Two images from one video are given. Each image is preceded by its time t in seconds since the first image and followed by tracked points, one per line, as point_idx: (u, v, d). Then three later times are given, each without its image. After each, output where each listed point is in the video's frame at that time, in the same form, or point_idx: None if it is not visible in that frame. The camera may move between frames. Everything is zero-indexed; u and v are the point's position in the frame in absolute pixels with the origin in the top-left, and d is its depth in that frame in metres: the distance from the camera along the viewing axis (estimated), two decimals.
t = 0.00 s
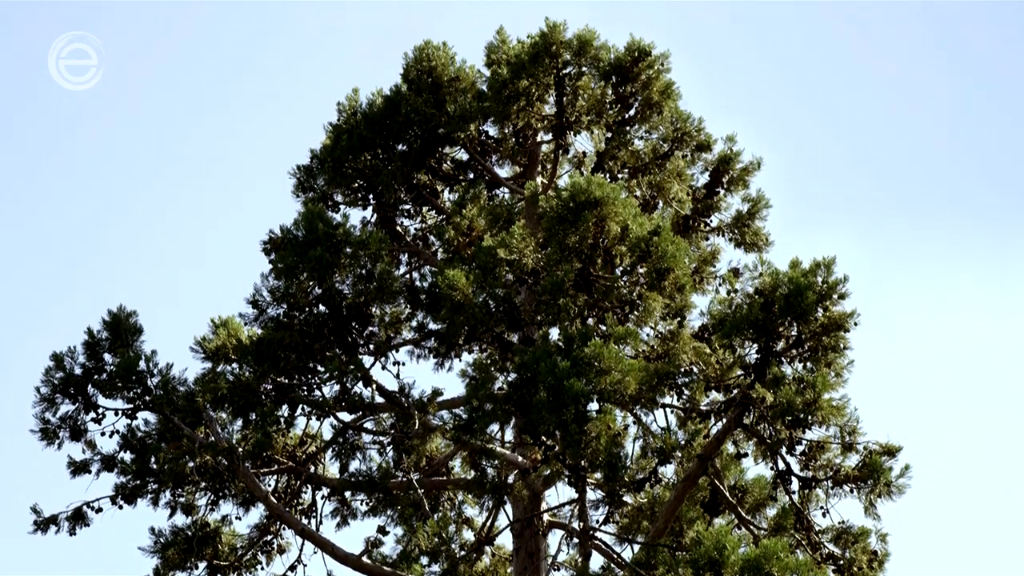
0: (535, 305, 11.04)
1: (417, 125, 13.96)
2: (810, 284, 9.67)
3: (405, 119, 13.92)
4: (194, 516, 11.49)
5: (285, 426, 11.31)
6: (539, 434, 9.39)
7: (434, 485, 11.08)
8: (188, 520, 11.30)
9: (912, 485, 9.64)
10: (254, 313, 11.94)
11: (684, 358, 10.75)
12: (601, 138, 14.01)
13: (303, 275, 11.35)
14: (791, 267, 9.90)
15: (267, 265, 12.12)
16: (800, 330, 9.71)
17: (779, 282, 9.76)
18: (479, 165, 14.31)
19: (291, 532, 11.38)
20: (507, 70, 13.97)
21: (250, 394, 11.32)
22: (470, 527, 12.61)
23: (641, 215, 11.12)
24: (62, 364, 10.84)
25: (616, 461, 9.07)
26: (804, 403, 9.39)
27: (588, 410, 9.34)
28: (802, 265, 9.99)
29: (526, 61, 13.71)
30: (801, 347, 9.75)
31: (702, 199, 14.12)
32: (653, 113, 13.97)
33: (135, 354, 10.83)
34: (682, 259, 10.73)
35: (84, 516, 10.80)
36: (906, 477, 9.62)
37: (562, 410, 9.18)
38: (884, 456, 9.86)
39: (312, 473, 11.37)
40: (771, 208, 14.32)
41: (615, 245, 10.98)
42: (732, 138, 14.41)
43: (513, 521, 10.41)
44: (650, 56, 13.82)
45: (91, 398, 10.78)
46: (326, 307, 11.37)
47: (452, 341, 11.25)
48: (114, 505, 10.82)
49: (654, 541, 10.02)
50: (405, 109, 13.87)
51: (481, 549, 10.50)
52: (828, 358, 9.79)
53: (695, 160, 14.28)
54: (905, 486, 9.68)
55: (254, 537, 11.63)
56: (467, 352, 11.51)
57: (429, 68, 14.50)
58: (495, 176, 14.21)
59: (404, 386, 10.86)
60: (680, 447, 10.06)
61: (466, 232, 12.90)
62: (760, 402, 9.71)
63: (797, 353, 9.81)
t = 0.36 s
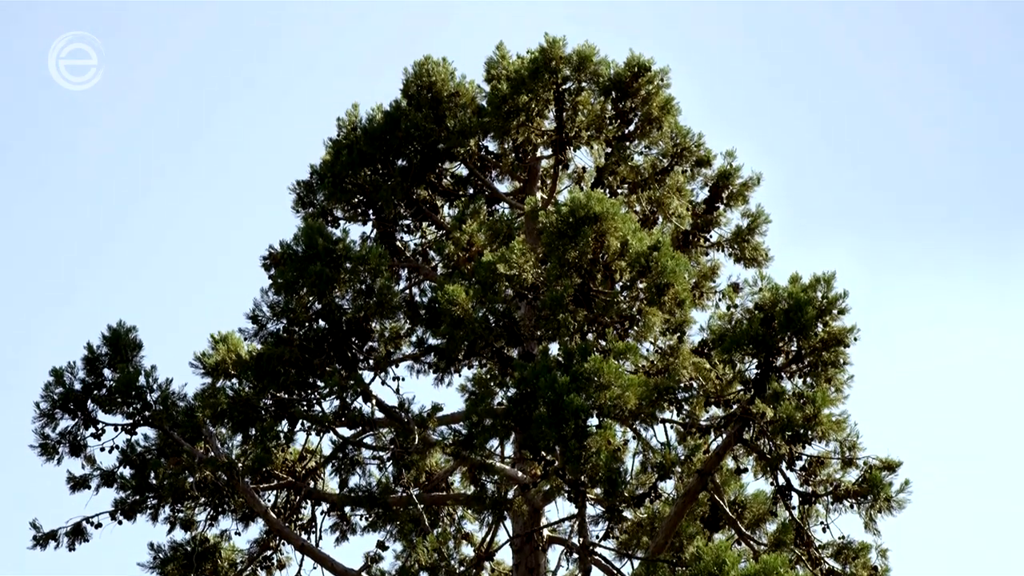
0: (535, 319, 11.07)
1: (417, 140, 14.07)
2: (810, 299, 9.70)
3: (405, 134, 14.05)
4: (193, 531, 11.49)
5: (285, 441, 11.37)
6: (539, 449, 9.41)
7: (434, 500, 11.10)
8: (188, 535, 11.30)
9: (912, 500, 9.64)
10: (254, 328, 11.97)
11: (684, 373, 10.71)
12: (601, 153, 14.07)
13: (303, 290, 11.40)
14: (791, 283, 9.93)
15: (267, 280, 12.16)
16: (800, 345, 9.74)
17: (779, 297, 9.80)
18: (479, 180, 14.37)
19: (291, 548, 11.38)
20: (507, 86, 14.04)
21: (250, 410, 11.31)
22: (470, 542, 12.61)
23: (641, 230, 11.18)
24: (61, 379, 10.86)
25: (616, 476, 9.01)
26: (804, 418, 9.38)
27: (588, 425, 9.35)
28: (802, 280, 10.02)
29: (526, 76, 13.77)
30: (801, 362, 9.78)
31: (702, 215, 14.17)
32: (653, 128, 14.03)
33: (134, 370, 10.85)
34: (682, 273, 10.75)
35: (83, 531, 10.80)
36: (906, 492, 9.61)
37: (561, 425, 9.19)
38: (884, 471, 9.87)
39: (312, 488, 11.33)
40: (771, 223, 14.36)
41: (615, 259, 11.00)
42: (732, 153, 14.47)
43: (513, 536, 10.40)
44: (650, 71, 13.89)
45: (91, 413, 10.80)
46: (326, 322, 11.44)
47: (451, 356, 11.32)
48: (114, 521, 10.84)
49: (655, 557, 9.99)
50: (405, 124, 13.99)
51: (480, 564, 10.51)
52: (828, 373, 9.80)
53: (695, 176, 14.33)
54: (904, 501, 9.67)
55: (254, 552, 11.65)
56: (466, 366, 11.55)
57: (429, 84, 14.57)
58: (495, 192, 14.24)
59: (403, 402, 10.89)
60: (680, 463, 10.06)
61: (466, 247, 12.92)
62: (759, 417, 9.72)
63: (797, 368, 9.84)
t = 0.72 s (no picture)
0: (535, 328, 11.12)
1: (417, 149, 14.07)
2: (809, 308, 9.72)
3: (404, 143, 14.05)
4: (193, 540, 11.51)
5: (284, 451, 11.34)
6: (539, 458, 9.42)
7: (434, 509, 11.13)
8: (187, 544, 11.31)
9: (912, 509, 9.64)
10: (253, 337, 11.99)
11: (684, 382, 10.65)
12: (601, 162, 14.11)
13: (303, 299, 11.39)
14: (791, 292, 9.95)
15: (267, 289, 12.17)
16: (800, 354, 9.75)
17: (779, 306, 9.81)
18: (479, 189, 14.42)
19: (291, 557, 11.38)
20: (507, 95, 14.09)
21: (249, 419, 11.34)
22: (470, 551, 12.62)
23: (641, 239, 11.16)
24: (61, 388, 10.87)
25: (615, 485, 9.08)
26: (804, 427, 9.42)
27: (587, 434, 9.36)
28: (802, 289, 10.04)
29: (526, 85, 13.82)
30: (800, 371, 9.80)
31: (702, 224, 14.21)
32: (653, 137, 14.07)
33: (134, 379, 10.86)
34: (682, 282, 10.75)
35: (82, 540, 10.80)
36: (906, 501, 9.62)
37: (561, 434, 9.19)
38: (884, 480, 9.88)
39: (312, 497, 11.32)
40: (771, 232, 14.39)
41: (615, 269, 11.00)
42: (732, 162, 14.52)
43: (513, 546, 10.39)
44: (650, 80, 13.94)
45: (90, 422, 10.81)
46: (326, 331, 11.44)
47: (451, 365, 11.27)
48: (114, 530, 10.84)
49: (655, 566, 9.98)
50: (405, 133, 14.00)
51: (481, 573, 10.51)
52: (828, 382, 9.81)
53: (695, 185, 14.37)
54: (905, 510, 9.68)
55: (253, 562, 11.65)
56: (466, 375, 11.54)
57: (429, 93, 14.62)
58: (495, 201, 14.27)
59: (403, 411, 10.92)
60: (680, 472, 10.08)
61: (466, 256, 12.97)
62: (759, 427, 9.70)
63: (797, 377, 9.86)
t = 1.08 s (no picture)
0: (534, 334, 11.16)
1: (417, 156, 14.15)
2: (809, 314, 9.72)
3: (404, 150, 14.19)
4: (193, 547, 11.50)
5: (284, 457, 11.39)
6: (539, 464, 9.43)
7: (434, 515, 11.14)
8: (188, 551, 11.32)
9: (912, 515, 9.64)
10: (253, 343, 11.99)
11: (684, 389, 10.79)
12: (601, 169, 14.13)
13: (303, 305, 11.40)
14: (791, 298, 9.96)
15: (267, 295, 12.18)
16: (800, 360, 9.76)
17: (779, 312, 9.81)
18: (479, 196, 14.44)
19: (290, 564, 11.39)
20: (506, 101, 14.10)
21: (249, 425, 11.34)
22: (470, 558, 12.62)
23: (641, 245, 11.16)
24: (61, 395, 10.88)
25: (615, 491, 9.06)
26: (803, 433, 9.41)
27: (587, 440, 9.36)
28: (802, 295, 10.04)
29: (526, 91, 13.78)
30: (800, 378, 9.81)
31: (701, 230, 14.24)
32: (653, 143, 14.08)
33: (134, 385, 10.87)
34: (682, 289, 10.70)
35: (82, 547, 10.80)
36: (906, 507, 9.61)
37: (561, 440, 9.19)
38: (884, 486, 9.88)
39: (311, 503, 11.33)
40: (771, 239, 14.41)
41: (615, 275, 10.99)
42: (732, 169, 14.54)
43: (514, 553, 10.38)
44: (650, 87, 13.96)
45: (90, 429, 10.82)
46: (326, 337, 11.49)
47: (451, 371, 11.37)
48: (114, 537, 10.84)
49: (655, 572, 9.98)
50: (405, 139, 14.16)
51: None
52: (828, 389, 9.81)
53: (694, 191, 14.40)
54: (904, 517, 9.68)
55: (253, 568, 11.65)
56: (466, 382, 11.57)
57: (429, 99, 14.64)
58: (495, 207, 14.26)
59: (403, 417, 10.93)
60: (680, 478, 10.10)
61: (466, 262, 12.97)
62: (759, 433, 9.75)
63: (797, 384, 9.88)
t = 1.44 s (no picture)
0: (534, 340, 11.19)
1: (417, 161, 14.10)
2: (809, 320, 9.74)
3: (405, 155, 14.09)
4: (193, 552, 11.52)
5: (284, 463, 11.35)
6: (539, 470, 9.43)
7: (434, 521, 11.16)
8: (187, 556, 11.33)
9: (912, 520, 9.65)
10: (253, 349, 12.02)
11: (684, 395, 10.79)
12: (601, 175, 14.16)
13: (303, 311, 11.41)
14: (790, 303, 9.98)
15: (267, 300, 12.20)
16: (800, 365, 9.78)
17: (778, 318, 9.82)
18: (479, 202, 14.48)
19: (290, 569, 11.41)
20: (506, 106, 14.13)
21: (249, 430, 11.38)
22: (470, 563, 12.64)
23: (641, 251, 11.19)
24: (61, 400, 10.89)
25: (615, 496, 9.10)
26: (804, 439, 9.44)
27: (587, 446, 9.37)
28: (802, 300, 10.07)
29: (526, 97, 13.85)
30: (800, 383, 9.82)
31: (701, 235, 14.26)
32: (653, 149, 14.10)
33: (134, 391, 10.87)
34: (682, 295, 10.77)
35: (82, 552, 10.81)
36: (906, 513, 9.63)
37: (561, 446, 9.19)
38: (884, 492, 9.89)
39: (311, 509, 11.33)
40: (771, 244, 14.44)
41: (615, 280, 11.01)
42: (732, 174, 14.58)
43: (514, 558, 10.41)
44: (650, 92, 13.99)
45: (90, 434, 10.83)
46: (326, 343, 11.51)
47: (451, 376, 11.31)
48: (113, 543, 10.85)
49: None
50: (405, 145, 14.03)
51: None
52: (828, 394, 9.83)
53: (694, 197, 14.43)
54: (904, 522, 9.69)
55: (253, 574, 11.66)
56: (466, 388, 11.51)
57: (429, 105, 14.67)
58: (495, 213, 14.33)
59: (403, 423, 10.98)
60: (680, 484, 10.10)
61: (466, 267, 12.96)
62: (759, 438, 9.71)
63: (797, 390, 9.89)
